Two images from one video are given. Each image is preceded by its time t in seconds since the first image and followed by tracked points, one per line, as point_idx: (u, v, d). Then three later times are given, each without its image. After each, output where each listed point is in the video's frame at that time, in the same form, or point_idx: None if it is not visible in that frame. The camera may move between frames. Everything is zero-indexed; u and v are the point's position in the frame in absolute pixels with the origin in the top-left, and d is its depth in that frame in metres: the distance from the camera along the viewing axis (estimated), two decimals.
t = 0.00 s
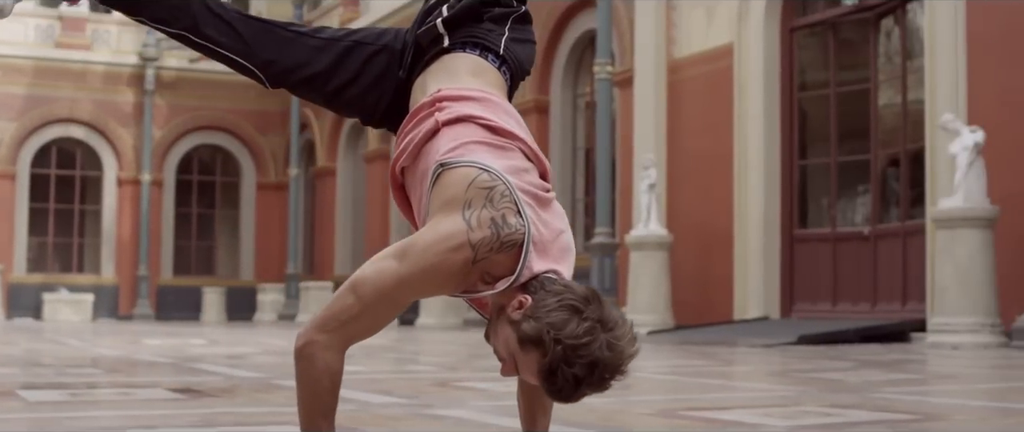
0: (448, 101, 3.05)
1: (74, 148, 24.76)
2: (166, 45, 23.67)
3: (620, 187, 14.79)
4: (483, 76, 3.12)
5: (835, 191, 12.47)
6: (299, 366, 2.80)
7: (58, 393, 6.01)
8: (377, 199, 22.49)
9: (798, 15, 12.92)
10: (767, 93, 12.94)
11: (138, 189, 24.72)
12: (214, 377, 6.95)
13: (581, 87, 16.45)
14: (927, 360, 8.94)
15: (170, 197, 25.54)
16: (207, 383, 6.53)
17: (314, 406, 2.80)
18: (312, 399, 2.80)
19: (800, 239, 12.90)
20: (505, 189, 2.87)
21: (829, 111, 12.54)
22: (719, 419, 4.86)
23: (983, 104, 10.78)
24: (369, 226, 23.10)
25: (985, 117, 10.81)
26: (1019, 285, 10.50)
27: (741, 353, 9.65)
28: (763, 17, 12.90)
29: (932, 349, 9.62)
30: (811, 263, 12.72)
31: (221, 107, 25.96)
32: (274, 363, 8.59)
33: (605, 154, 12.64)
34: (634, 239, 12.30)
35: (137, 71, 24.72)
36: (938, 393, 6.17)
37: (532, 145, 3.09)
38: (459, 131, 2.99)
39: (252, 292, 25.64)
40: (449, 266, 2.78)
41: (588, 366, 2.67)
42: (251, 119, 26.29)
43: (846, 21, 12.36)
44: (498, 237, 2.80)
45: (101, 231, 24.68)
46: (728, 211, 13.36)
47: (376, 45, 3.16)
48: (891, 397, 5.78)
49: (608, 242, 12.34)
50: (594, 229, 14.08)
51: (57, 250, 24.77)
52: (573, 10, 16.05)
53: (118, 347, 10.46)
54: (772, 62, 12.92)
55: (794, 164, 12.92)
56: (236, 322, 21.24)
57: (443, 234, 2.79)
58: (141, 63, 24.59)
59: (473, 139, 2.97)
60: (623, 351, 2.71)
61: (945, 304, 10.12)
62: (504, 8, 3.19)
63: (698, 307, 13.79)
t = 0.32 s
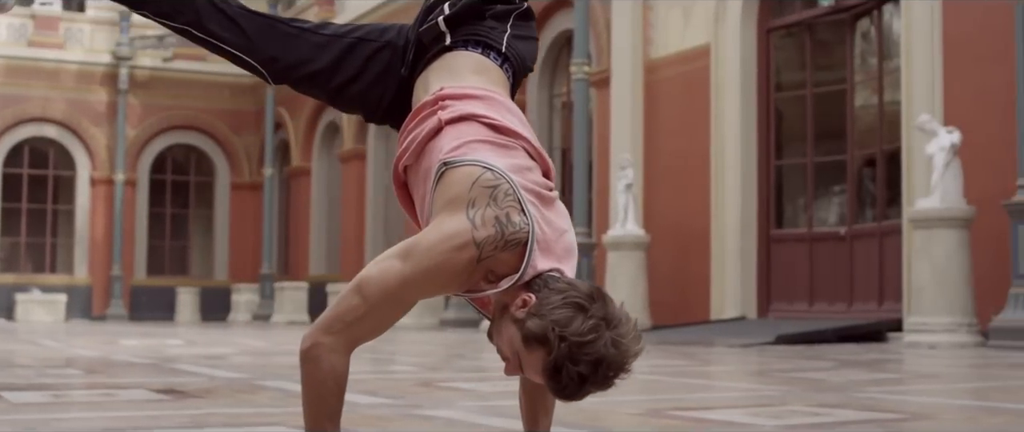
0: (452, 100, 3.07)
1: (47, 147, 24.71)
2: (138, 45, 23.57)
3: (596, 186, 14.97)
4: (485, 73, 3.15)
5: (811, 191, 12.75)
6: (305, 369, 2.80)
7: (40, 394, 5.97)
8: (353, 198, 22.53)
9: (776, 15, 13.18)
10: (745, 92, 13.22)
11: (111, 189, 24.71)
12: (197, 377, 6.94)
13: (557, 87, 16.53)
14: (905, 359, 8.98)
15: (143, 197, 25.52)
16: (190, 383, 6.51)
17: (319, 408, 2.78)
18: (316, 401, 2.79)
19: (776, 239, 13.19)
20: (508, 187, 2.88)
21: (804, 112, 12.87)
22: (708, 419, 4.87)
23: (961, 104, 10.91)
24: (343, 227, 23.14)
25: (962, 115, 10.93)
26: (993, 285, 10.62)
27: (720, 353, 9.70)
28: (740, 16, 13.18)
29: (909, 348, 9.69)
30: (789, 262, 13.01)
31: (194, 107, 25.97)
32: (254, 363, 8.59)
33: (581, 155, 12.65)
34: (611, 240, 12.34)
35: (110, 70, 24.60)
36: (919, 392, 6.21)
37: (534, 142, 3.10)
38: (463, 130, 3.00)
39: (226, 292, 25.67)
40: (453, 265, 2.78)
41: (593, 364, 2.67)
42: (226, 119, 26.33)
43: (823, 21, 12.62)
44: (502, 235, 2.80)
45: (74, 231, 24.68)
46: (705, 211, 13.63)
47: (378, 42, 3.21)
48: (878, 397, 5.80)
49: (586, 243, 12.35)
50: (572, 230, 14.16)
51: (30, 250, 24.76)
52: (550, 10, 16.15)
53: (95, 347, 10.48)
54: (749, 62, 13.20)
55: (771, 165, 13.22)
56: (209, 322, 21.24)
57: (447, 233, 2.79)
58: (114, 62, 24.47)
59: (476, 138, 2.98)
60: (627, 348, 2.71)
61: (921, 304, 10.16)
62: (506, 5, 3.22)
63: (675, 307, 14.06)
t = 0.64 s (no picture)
0: (452, 99, 3.07)
1: (21, 148, 24.64)
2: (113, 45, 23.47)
3: (574, 186, 15.32)
4: (485, 72, 3.16)
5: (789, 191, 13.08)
6: (311, 372, 2.80)
7: (25, 395, 5.95)
8: (329, 198, 22.54)
9: (752, 16, 13.54)
10: (722, 92, 13.53)
11: (84, 189, 24.67)
12: (180, 378, 6.93)
13: (535, 89, 16.64)
14: (883, 359, 8.99)
15: (117, 197, 25.46)
16: (174, 384, 6.48)
17: (324, 410, 2.79)
18: (322, 404, 2.79)
19: (754, 239, 13.53)
20: (510, 185, 2.86)
21: (781, 112, 13.22)
22: (697, 418, 4.87)
23: (938, 107, 11.09)
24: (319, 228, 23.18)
25: (937, 117, 11.14)
26: (972, 285, 10.75)
27: (699, 352, 9.74)
28: (717, 17, 13.50)
29: (887, 348, 9.75)
30: (766, 261, 13.36)
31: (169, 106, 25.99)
32: (234, 364, 8.59)
33: (559, 155, 12.69)
34: (590, 240, 12.39)
35: (84, 69, 24.52)
36: (903, 391, 6.24)
37: (535, 140, 3.10)
38: (464, 129, 2.98)
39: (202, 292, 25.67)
40: (457, 265, 2.77)
41: (595, 364, 2.63)
42: (200, 119, 26.32)
43: (800, 22, 12.91)
44: (505, 234, 2.80)
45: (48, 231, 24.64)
46: (684, 211, 13.97)
47: (380, 39, 3.21)
48: (863, 396, 5.81)
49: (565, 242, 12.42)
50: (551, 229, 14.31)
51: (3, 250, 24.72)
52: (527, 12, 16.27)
53: (73, 348, 10.45)
54: (726, 62, 13.54)
55: (748, 165, 13.56)
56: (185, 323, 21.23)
57: (450, 232, 2.78)
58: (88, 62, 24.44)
59: (478, 137, 2.97)
60: (629, 348, 2.67)
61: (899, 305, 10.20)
62: (506, 3, 3.23)
63: (656, 305, 14.43)
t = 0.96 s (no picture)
0: (455, 100, 3.09)
1: None
2: (88, 44, 23.38)
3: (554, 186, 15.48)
4: (487, 71, 3.18)
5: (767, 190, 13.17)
6: (314, 373, 2.80)
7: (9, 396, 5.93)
8: (306, 198, 22.46)
9: (731, 16, 13.67)
10: (701, 92, 13.65)
11: (60, 188, 24.64)
12: (165, 378, 6.91)
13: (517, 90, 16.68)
14: (863, 359, 8.99)
15: (93, 196, 25.41)
16: (156, 385, 6.45)
17: (329, 410, 2.79)
18: (327, 405, 2.79)
19: (733, 240, 13.67)
20: (514, 185, 2.87)
21: (761, 113, 13.33)
22: (686, 418, 4.87)
23: (917, 107, 11.20)
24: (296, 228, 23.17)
25: (916, 118, 11.22)
26: (951, 284, 10.85)
27: (680, 352, 9.78)
28: (696, 17, 13.63)
29: (866, 347, 9.80)
30: (745, 261, 13.51)
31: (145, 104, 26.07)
32: (216, 364, 8.60)
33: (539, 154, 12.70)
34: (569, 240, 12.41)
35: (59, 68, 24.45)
36: (889, 391, 6.27)
37: (536, 138, 3.12)
38: (467, 129, 3.00)
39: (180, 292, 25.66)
40: (461, 264, 2.77)
41: (601, 363, 2.64)
42: (177, 119, 26.31)
43: (778, 23, 13.04)
44: (509, 234, 2.79)
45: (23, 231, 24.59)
46: (663, 211, 14.15)
47: (382, 40, 3.26)
48: (849, 395, 5.82)
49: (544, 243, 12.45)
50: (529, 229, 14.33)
51: None
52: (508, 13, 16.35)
53: (53, 348, 10.44)
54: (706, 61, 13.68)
55: (728, 166, 13.69)
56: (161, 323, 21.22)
57: (454, 232, 2.78)
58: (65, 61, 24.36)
59: (480, 137, 2.98)
60: (634, 346, 2.68)
61: (879, 304, 10.25)
62: (506, 3, 3.27)
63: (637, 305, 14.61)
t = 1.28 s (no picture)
0: (457, 101, 3.11)
1: None
2: (66, 43, 23.32)
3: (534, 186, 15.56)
4: (488, 72, 3.22)
5: (750, 189, 13.38)
6: (320, 373, 2.79)
7: None
8: (285, 199, 22.48)
9: (713, 16, 13.85)
10: (682, 91, 13.80)
11: (37, 188, 24.55)
12: (150, 379, 6.87)
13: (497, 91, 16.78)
14: (844, 359, 9.02)
15: (71, 196, 25.34)
16: (142, 386, 6.43)
17: (334, 412, 2.78)
18: (331, 407, 2.78)
19: (715, 240, 13.82)
20: (519, 185, 2.87)
21: (743, 113, 13.52)
22: (677, 418, 4.88)
23: (898, 108, 11.29)
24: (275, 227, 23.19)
25: (896, 118, 11.33)
26: (931, 285, 10.93)
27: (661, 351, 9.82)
28: (678, 17, 13.80)
29: (847, 347, 9.84)
30: (727, 262, 13.67)
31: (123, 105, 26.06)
32: (198, 364, 8.59)
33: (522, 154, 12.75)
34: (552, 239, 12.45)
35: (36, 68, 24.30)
36: (875, 390, 6.31)
37: (538, 137, 3.14)
38: (470, 130, 3.02)
39: (157, 292, 25.65)
40: (468, 265, 2.76)
41: (610, 361, 2.65)
42: (155, 119, 26.33)
43: (761, 23, 13.27)
44: (515, 234, 2.80)
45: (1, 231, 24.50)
46: (645, 211, 14.23)
47: (382, 43, 3.29)
48: (835, 395, 5.83)
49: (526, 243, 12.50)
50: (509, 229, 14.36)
51: None
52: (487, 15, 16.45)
53: (33, 348, 10.40)
54: (687, 62, 13.83)
55: (709, 166, 13.84)
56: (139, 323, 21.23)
57: (459, 231, 2.78)
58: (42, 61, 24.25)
59: (484, 138, 3.00)
60: (642, 346, 2.69)
61: (861, 304, 10.29)
62: (507, 4, 3.29)
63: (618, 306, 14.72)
